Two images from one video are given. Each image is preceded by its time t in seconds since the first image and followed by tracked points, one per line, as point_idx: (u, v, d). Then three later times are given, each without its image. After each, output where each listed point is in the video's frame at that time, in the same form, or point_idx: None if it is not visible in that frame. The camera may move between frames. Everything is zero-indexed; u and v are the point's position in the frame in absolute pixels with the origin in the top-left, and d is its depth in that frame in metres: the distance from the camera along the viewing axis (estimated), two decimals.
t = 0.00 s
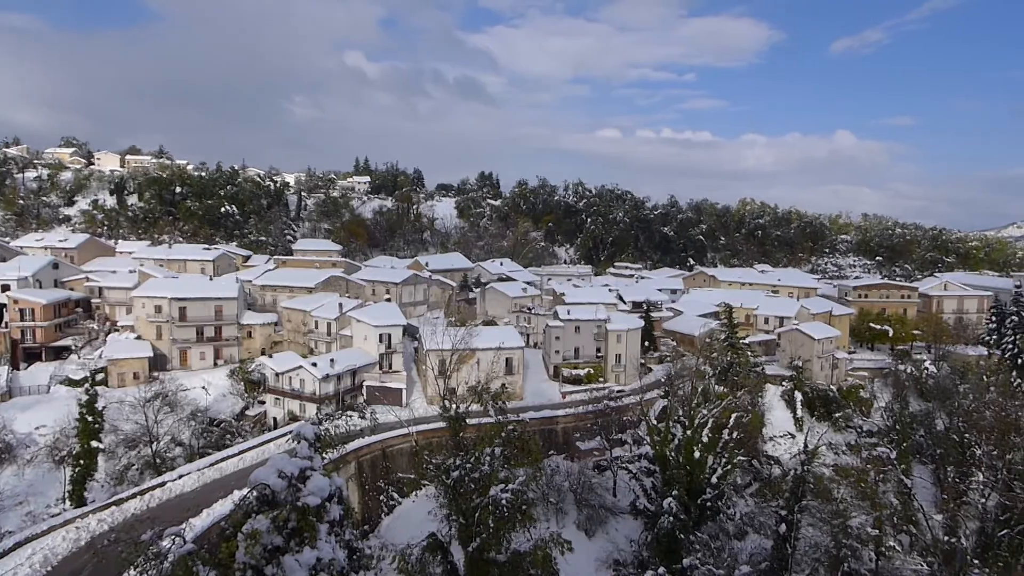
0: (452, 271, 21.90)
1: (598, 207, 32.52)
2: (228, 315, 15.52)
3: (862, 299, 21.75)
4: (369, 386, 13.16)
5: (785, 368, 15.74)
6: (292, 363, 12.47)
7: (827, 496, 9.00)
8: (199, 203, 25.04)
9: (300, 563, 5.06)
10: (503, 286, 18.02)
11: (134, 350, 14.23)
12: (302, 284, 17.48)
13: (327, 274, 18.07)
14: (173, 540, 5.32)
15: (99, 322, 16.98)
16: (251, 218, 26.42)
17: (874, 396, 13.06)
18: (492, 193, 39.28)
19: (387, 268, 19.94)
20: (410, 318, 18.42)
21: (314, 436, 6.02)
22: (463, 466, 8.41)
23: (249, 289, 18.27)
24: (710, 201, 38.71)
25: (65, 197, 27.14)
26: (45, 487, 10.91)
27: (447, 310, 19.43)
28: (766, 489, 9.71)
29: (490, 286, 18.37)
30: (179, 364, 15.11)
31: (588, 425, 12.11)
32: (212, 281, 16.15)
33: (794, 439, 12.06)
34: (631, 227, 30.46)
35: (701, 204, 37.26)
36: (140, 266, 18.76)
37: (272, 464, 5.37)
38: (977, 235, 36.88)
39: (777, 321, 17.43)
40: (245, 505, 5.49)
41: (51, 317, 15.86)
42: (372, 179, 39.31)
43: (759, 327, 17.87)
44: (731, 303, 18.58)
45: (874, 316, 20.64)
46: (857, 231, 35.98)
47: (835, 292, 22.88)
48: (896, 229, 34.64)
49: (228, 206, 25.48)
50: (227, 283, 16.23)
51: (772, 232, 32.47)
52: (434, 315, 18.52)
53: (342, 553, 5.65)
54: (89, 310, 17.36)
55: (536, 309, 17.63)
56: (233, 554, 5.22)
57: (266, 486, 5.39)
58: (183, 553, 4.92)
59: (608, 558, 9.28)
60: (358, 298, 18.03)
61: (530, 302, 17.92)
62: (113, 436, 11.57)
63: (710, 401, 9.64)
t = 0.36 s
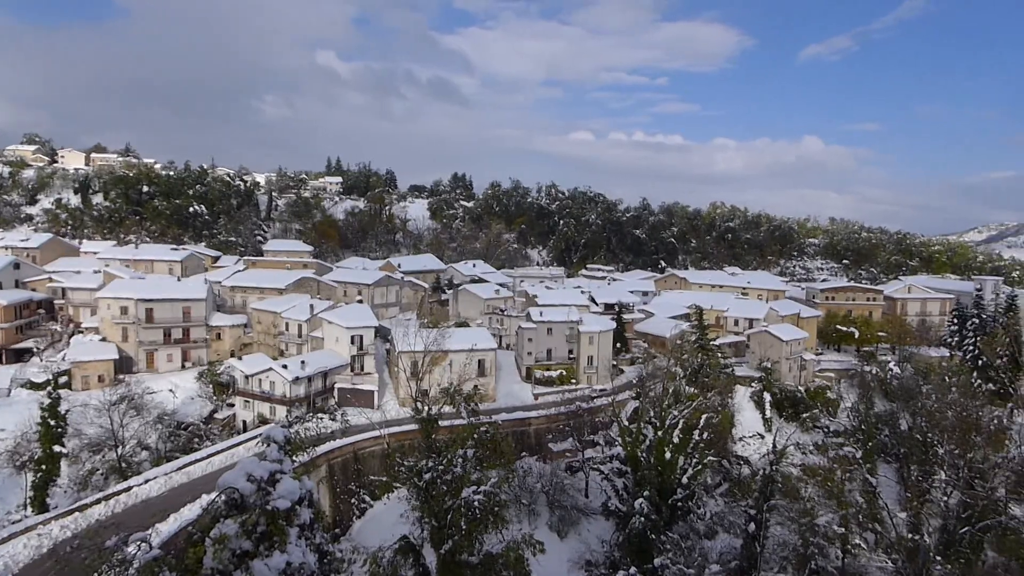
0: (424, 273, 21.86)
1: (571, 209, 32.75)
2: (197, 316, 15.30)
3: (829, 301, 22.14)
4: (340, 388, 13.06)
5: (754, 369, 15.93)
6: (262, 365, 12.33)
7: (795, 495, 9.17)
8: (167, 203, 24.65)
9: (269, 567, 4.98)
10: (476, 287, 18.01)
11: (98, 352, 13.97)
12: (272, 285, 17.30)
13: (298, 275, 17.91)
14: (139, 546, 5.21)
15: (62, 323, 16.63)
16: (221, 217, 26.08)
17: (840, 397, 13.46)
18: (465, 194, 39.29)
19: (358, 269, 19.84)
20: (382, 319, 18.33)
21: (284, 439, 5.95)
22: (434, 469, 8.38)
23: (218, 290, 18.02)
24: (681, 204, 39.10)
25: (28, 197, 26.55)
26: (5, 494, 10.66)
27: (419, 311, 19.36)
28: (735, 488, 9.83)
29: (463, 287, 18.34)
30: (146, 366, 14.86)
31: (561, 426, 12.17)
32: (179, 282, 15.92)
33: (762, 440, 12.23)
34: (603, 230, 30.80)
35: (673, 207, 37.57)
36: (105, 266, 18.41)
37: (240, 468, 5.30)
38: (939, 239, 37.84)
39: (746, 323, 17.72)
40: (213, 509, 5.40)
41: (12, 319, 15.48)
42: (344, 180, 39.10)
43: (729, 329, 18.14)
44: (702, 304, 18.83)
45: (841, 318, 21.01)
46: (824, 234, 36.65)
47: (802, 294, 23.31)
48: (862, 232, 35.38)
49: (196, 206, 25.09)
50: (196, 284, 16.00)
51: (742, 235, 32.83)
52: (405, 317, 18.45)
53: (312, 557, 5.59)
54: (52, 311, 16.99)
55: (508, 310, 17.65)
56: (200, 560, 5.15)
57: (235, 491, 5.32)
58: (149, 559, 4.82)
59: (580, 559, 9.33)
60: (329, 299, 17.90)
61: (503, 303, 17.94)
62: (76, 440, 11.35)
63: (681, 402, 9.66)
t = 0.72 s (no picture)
0: (402, 273, 21.79)
1: (548, 209, 32.92)
2: (170, 318, 15.12)
3: (803, 300, 22.39)
4: (317, 390, 12.97)
5: (729, 368, 16.07)
6: (238, 367, 12.21)
7: (771, 492, 9.04)
8: (139, 203, 24.30)
9: (244, 571, 4.94)
10: (453, 288, 17.96)
11: (68, 355, 13.75)
12: (247, 286, 17.12)
13: (274, 276, 17.75)
14: (110, 551, 5.14)
15: (30, 326, 16.33)
16: (194, 218, 25.78)
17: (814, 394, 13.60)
18: (442, 194, 39.20)
19: (335, 270, 19.74)
20: (359, 320, 18.22)
21: (259, 442, 5.89)
22: (412, 470, 8.35)
23: (191, 291, 17.80)
24: (658, 204, 39.35)
25: None
26: None
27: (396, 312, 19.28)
28: (712, 485, 9.92)
29: (440, 287, 18.28)
30: (118, 369, 14.65)
31: (539, 426, 12.20)
32: (152, 284, 15.72)
33: (738, 437, 12.29)
34: (580, 230, 31.05)
35: (649, 207, 37.62)
36: (75, 267, 18.11)
37: (215, 471, 5.24)
38: (908, 238, 38.53)
39: (722, 322, 17.95)
40: (187, 514, 5.34)
41: None
42: (320, 180, 38.86)
43: (705, 327, 18.34)
44: (678, 304, 18.99)
45: (815, 316, 21.24)
46: (798, 234, 37.11)
47: (777, 293, 23.54)
48: (835, 232, 35.89)
49: (169, 206, 24.74)
50: (169, 285, 15.81)
51: (717, 235, 32.99)
52: (383, 318, 18.37)
53: (289, 560, 5.55)
54: (20, 314, 16.69)
55: (486, 310, 17.64)
56: (173, 565, 5.10)
57: (210, 494, 5.26)
58: (120, 566, 4.76)
59: (559, 558, 9.35)
60: (305, 300, 17.79)
61: (480, 303, 17.92)
62: (45, 445, 11.17)
63: (658, 401, 9.65)
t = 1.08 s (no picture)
0: (381, 275, 21.73)
1: (527, 210, 33.12)
2: (146, 322, 14.98)
3: (780, 299, 22.64)
4: (296, 393, 12.89)
5: (709, 367, 16.20)
6: (215, 371, 12.13)
7: (749, 490, 9.37)
8: (113, 206, 24.01)
9: None
10: (433, 290, 17.98)
11: (41, 360, 13.55)
12: (224, 289, 16.98)
13: (251, 279, 17.69)
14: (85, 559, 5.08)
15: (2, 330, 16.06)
16: (170, 220, 25.53)
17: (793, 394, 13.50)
18: (420, 196, 39.13)
19: (314, 272, 19.69)
20: (338, 323, 18.11)
21: (238, 446, 5.85)
22: (393, 472, 8.35)
23: (168, 295, 17.62)
24: (636, 204, 39.57)
25: None
26: None
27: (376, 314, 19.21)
28: (692, 484, 10.02)
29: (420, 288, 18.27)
30: (92, 374, 14.48)
31: (520, 427, 12.24)
32: (128, 287, 15.57)
33: (718, 436, 12.31)
34: (560, 231, 31.35)
35: (628, 207, 37.26)
36: (48, 271, 17.85)
37: (192, 476, 5.20)
38: (882, 237, 39.12)
39: (700, 321, 18.16)
40: (165, 519, 5.30)
41: None
42: (298, 182, 38.65)
43: (683, 327, 18.55)
44: (657, 304, 19.16)
45: (792, 315, 21.43)
46: (774, 234, 37.51)
47: (755, 293, 23.75)
48: (810, 232, 36.34)
49: (144, 208, 24.45)
50: (145, 289, 15.67)
51: (696, 235, 33.06)
52: (362, 320, 18.29)
53: (268, 565, 5.52)
54: None
55: (466, 312, 17.66)
56: (150, 572, 5.06)
57: (187, 499, 5.22)
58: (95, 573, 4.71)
59: (540, 559, 9.38)
60: (283, 302, 17.70)
61: (461, 304, 17.92)
62: (18, 452, 11.07)
63: (638, 401, 9.70)
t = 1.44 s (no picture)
0: (361, 276, 21.67)
1: (507, 211, 33.23)
2: (122, 324, 14.85)
3: (758, 298, 22.84)
4: (275, 394, 12.80)
5: (688, 366, 16.33)
6: (193, 373, 12.03)
7: (728, 488, 9.40)
8: (88, 206, 23.68)
9: None
10: (413, 290, 18.00)
11: (13, 363, 13.34)
12: (202, 290, 16.82)
13: (229, 280, 17.56)
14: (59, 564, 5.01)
15: None
16: (146, 221, 25.25)
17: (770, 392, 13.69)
18: (400, 197, 39.01)
19: (293, 273, 19.60)
20: (317, 324, 18.05)
21: (216, 449, 5.80)
22: (373, 474, 8.32)
23: (144, 296, 17.41)
24: (616, 204, 39.71)
25: None
26: None
27: (356, 315, 19.15)
28: (672, 483, 10.10)
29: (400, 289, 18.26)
30: (66, 377, 14.27)
31: (500, 427, 12.32)
32: (103, 289, 15.39)
33: (697, 434, 12.39)
34: (540, 231, 31.51)
35: (608, 208, 37.66)
36: (20, 273, 17.57)
37: (169, 479, 5.14)
38: (857, 237, 39.63)
39: (680, 321, 18.30)
40: (141, 524, 5.25)
41: None
42: (277, 182, 38.39)
43: (664, 326, 18.67)
44: (637, 304, 19.33)
45: (770, 315, 21.66)
46: (753, 234, 37.84)
47: (734, 292, 23.94)
48: (787, 232, 36.74)
49: (119, 209, 24.17)
50: (121, 291, 15.51)
51: (675, 235, 33.35)
52: (342, 320, 18.21)
53: (246, 568, 5.48)
54: None
55: (446, 312, 17.69)
56: None
57: (164, 503, 5.18)
58: None
59: (522, 559, 9.41)
60: (262, 303, 17.60)
61: (440, 305, 17.98)
62: None
63: (619, 400, 9.75)
